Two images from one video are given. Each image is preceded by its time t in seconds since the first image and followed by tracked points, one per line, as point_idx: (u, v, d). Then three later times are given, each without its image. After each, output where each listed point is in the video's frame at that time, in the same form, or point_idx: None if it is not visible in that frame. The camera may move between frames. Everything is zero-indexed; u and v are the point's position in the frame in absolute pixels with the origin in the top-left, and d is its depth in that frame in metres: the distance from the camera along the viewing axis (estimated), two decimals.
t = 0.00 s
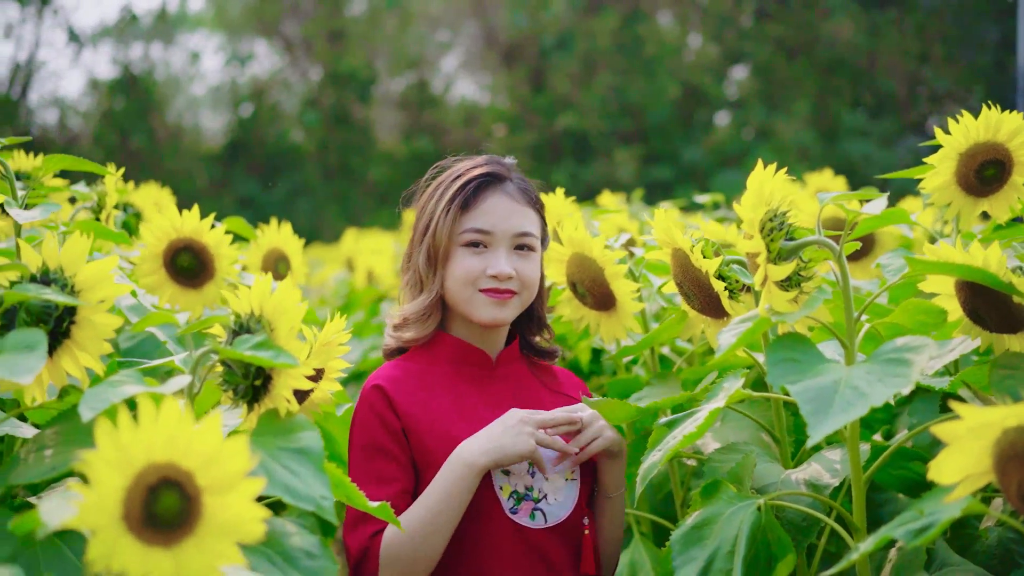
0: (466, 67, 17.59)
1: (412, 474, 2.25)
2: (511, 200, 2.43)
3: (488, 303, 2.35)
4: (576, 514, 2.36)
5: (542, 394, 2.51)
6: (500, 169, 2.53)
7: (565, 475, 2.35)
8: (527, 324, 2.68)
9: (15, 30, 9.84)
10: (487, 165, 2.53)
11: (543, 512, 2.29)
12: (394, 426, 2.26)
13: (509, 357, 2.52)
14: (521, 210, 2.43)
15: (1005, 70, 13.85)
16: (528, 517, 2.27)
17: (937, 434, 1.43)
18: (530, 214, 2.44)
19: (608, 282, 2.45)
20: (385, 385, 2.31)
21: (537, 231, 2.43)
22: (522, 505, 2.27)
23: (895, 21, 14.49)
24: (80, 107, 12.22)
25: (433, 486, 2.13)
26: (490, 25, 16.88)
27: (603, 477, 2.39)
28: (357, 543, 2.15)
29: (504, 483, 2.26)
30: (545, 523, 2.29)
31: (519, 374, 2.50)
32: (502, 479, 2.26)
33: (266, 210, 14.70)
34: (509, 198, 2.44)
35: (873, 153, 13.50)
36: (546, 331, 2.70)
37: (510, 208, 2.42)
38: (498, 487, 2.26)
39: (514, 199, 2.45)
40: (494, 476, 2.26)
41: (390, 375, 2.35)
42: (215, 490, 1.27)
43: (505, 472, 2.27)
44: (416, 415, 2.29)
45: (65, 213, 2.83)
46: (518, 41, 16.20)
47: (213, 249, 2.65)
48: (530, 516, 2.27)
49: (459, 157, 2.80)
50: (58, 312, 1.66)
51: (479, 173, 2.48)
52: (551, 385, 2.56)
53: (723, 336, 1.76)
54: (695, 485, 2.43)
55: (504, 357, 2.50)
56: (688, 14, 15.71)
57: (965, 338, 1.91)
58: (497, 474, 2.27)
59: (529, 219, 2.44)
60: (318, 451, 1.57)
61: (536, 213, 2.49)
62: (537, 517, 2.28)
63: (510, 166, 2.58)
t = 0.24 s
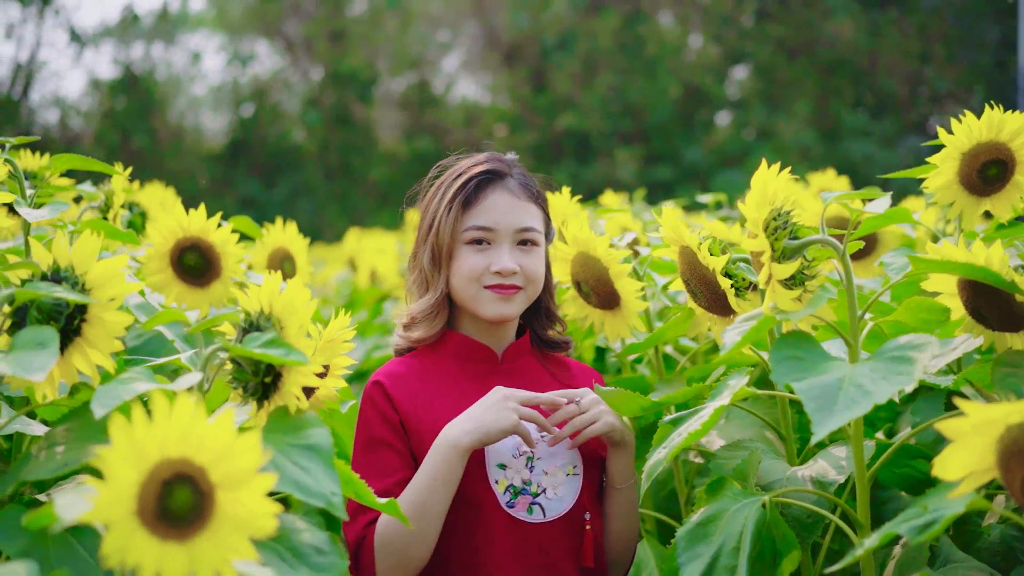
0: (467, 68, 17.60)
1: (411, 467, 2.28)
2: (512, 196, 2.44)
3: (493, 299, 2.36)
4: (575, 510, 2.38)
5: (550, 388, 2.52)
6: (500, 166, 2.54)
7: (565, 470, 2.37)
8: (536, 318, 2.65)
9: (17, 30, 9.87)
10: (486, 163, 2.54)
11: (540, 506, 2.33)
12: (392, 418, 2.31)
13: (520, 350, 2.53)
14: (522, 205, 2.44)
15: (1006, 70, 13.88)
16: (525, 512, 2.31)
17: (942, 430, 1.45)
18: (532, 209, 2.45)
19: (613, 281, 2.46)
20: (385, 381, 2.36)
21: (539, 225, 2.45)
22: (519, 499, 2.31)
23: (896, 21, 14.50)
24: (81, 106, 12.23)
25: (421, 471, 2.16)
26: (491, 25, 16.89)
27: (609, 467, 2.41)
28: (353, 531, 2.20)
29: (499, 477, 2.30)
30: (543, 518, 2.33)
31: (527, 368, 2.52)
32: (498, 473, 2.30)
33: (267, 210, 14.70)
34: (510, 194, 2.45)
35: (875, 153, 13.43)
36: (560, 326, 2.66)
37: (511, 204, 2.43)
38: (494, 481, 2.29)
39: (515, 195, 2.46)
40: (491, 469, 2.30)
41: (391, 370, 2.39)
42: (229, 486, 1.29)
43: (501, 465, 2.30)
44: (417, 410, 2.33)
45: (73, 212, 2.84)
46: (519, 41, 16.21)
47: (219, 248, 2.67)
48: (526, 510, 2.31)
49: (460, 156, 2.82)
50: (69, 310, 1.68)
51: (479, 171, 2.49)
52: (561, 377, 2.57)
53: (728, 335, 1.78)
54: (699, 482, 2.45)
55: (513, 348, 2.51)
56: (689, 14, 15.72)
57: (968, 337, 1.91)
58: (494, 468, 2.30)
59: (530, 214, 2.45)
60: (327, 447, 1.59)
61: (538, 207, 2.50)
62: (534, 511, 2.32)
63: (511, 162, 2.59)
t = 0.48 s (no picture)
0: (467, 68, 17.60)
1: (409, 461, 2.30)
2: (513, 195, 2.45)
3: (496, 297, 2.37)
4: (573, 505, 2.39)
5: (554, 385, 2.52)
6: (501, 165, 2.55)
7: (563, 465, 2.38)
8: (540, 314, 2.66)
9: (17, 30, 9.89)
10: (487, 162, 2.55)
11: (536, 500, 2.34)
12: (391, 412, 2.33)
13: (526, 347, 2.54)
14: (523, 203, 2.45)
15: (1007, 71, 13.90)
16: (520, 506, 2.32)
17: (945, 428, 1.46)
18: (533, 207, 2.46)
19: (616, 281, 2.47)
20: (385, 379, 2.38)
21: (541, 223, 2.46)
22: (514, 494, 2.32)
23: (896, 21, 14.52)
24: (81, 107, 12.24)
25: (409, 459, 2.18)
26: (492, 25, 16.88)
27: (610, 461, 2.41)
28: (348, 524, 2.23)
29: (494, 471, 2.32)
30: (539, 512, 2.34)
31: (531, 365, 2.52)
32: (493, 467, 2.31)
33: (266, 210, 14.71)
34: (510, 193, 2.46)
35: (875, 153, 13.46)
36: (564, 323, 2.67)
37: (511, 202, 2.44)
38: (488, 475, 2.31)
39: (516, 193, 2.47)
40: (486, 463, 2.32)
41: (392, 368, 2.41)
42: (237, 483, 1.29)
43: (496, 460, 2.32)
44: (416, 406, 2.35)
45: (78, 212, 2.85)
46: (520, 41, 16.21)
47: (224, 248, 2.68)
48: (523, 504, 2.33)
49: (461, 156, 2.83)
50: (77, 310, 1.69)
51: (479, 171, 2.51)
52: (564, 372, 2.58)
53: (731, 334, 1.79)
54: (702, 481, 2.46)
55: (519, 344, 2.53)
56: (689, 14, 15.72)
57: (970, 336, 1.92)
58: (489, 462, 2.32)
59: (532, 212, 2.46)
60: (334, 446, 1.60)
61: (539, 205, 2.51)
62: (530, 505, 2.34)
63: (511, 161, 2.60)
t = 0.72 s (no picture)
0: (467, 68, 17.61)
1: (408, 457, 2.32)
2: (513, 193, 2.47)
3: (498, 295, 2.39)
4: (571, 499, 2.38)
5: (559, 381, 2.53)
6: (502, 164, 2.57)
7: (561, 460, 2.37)
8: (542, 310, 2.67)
9: (17, 31, 9.91)
10: (488, 161, 2.56)
11: (533, 495, 2.33)
12: (390, 409, 2.35)
13: (530, 344, 2.56)
14: (523, 202, 2.46)
15: (1006, 70, 13.92)
16: (518, 501, 2.32)
17: (947, 427, 1.47)
18: (533, 205, 2.47)
19: (620, 282, 2.49)
20: (385, 377, 2.39)
21: (541, 221, 2.47)
22: (510, 488, 2.32)
23: (895, 22, 14.55)
24: (81, 107, 12.27)
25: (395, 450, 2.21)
26: (492, 25, 16.89)
27: (609, 455, 2.44)
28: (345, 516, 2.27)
29: (491, 466, 2.32)
30: (536, 507, 2.33)
31: (534, 362, 2.53)
32: (489, 462, 2.32)
33: (267, 209, 14.72)
34: (511, 191, 2.48)
35: (875, 152, 13.49)
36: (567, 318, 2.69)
37: (511, 200, 2.45)
38: (484, 469, 2.32)
39: (516, 192, 2.48)
40: (482, 458, 2.33)
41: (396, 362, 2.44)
42: (250, 482, 1.31)
43: (493, 454, 2.33)
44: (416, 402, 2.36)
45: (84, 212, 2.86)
46: (520, 41, 16.22)
47: (229, 248, 2.70)
48: (518, 500, 2.32)
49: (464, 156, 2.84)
50: (87, 310, 1.70)
51: (479, 170, 2.52)
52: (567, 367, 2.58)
53: (735, 333, 1.80)
54: (705, 480, 2.47)
55: (523, 341, 2.54)
56: (688, 14, 15.73)
57: (972, 336, 1.94)
58: (485, 457, 2.33)
59: (532, 210, 2.47)
60: (342, 445, 1.61)
61: (539, 203, 2.52)
62: (527, 500, 2.33)
63: (512, 160, 2.61)
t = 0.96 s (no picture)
0: (467, 68, 17.60)
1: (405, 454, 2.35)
2: (510, 190, 2.47)
3: (499, 292, 2.40)
4: (567, 496, 2.38)
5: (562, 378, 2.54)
6: (500, 161, 2.57)
7: (557, 457, 2.37)
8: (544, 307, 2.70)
9: (18, 32, 9.93)
10: (486, 159, 2.57)
11: (528, 492, 2.34)
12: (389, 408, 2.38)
13: (534, 341, 2.56)
14: (522, 199, 2.47)
15: (1006, 70, 13.93)
16: (512, 497, 2.32)
17: (950, 427, 1.49)
18: (532, 201, 2.48)
19: (624, 283, 2.50)
20: (386, 377, 2.42)
21: (541, 217, 2.47)
22: (505, 485, 2.33)
23: (896, 22, 14.56)
24: (82, 107, 12.29)
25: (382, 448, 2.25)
26: (492, 25, 16.88)
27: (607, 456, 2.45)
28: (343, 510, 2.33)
29: (485, 462, 2.33)
30: (530, 504, 2.33)
31: (538, 360, 2.54)
32: (484, 459, 2.33)
33: (267, 210, 14.73)
34: (509, 188, 2.48)
35: (874, 152, 13.49)
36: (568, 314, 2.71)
37: (510, 198, 2.46)
38: (479, 466, 2.33)
39: (514, 188, 2.49)
40: (476, 455, 2.34)
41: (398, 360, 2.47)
42: (258, 481, 1.32)
43: (488, 451, 2.33)
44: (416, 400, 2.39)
45: (89, 214, 2.87)
46: (520, 41, 16.21)
47: (234, 249, 2.71)
48: (514, 496, 2.33)
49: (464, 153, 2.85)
50: (95, 311, 1.72)
51: (478, 168, 2.52)
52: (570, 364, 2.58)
53: (738, 334, 1.82)
54: (708, 480, 2.49)
55: (529, 336, 2.55)
56: (689, 14, 15.73)
57: (974, 337, 1.95)
58: (480, 454, 2.34)
59: (532, 206, 2.48)
60: (347, 444, 1.63)
61: (538, 200, 2.53)
62: (522, 497, 2.33)
63: (510, 157, 2.61)
